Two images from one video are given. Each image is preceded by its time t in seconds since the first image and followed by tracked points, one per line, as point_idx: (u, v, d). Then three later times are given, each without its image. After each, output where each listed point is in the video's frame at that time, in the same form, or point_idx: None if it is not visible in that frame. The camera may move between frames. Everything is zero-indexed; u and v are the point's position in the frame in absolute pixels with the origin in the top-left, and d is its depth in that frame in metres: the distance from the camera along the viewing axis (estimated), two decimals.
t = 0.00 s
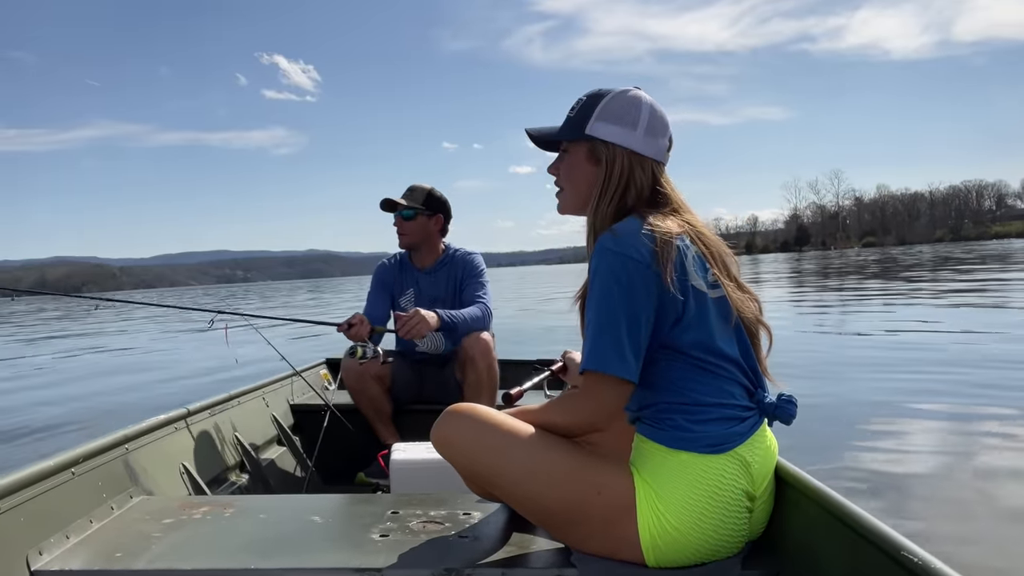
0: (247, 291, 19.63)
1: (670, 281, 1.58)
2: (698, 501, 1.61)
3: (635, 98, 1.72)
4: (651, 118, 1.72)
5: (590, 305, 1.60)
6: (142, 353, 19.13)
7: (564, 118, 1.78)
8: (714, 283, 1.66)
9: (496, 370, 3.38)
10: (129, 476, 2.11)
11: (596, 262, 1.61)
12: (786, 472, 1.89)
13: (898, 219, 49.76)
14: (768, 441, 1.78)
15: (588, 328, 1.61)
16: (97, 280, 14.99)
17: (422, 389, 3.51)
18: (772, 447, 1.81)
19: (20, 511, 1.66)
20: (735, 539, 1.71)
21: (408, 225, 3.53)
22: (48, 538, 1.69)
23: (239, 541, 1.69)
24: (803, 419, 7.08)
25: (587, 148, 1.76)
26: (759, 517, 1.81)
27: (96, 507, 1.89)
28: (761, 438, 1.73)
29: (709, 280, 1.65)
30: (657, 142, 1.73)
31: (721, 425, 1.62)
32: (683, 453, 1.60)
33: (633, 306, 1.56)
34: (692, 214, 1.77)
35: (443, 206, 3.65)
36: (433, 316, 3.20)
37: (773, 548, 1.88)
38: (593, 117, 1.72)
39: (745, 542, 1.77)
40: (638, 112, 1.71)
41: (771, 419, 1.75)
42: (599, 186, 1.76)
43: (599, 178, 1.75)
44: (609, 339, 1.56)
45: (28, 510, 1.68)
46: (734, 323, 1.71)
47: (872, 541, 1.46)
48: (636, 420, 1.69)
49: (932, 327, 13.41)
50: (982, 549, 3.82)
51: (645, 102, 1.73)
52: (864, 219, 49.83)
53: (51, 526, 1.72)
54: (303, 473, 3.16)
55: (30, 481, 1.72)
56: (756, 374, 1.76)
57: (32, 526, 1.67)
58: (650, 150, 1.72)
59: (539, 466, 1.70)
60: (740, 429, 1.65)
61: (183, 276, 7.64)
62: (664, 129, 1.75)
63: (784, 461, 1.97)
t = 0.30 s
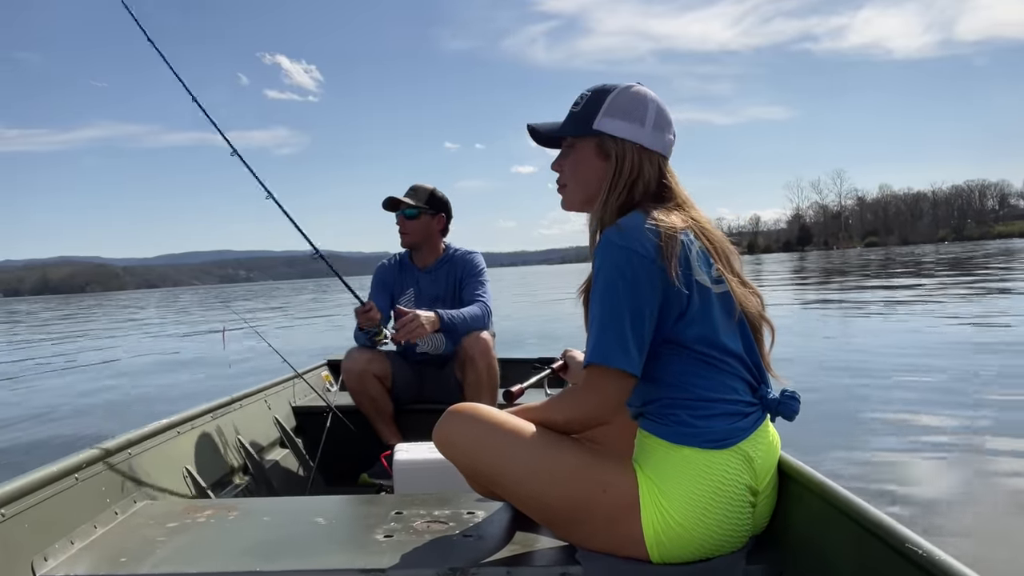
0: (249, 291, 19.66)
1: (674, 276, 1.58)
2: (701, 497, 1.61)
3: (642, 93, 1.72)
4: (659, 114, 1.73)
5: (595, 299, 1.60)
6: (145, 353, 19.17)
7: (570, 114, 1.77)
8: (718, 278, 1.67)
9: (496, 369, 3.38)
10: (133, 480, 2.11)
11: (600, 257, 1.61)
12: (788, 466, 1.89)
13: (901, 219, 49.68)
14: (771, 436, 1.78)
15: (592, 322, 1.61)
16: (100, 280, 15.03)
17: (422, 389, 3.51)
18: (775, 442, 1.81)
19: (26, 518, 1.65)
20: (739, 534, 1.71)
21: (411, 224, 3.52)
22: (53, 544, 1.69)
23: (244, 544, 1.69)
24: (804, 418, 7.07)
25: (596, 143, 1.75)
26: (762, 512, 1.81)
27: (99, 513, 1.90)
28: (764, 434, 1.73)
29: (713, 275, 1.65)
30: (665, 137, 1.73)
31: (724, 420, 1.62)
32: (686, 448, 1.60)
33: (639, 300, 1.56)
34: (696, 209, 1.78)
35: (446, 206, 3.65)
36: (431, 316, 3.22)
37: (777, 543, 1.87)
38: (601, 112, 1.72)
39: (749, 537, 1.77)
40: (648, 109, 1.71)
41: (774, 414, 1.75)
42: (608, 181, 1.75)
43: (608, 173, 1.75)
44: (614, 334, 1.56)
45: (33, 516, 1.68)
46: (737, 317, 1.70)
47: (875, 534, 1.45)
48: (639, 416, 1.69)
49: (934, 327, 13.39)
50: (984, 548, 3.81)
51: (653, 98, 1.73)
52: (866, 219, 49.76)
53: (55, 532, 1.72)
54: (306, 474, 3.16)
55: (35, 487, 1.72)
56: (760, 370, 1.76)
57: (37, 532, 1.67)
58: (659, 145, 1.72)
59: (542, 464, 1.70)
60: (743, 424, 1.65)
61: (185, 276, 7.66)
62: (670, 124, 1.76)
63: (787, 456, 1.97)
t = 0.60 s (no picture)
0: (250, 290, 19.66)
1: (677, 272, 1.59)
2: (700, 493, 1.61)
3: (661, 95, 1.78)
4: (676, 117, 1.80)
5: (597, 295, 1.60)
6: (146, 353, 19.18)
7: (589, 109, 1.74)
8: (719, 273, 1.68)
9: (493, 365, 3.39)
10: (132, 474, 2.12)
11: (602, 253, 1.61)
12: (787, 463, 1.89)
13: (903, 219, 49.62)
14: (770, 432, 1.78)
15: (595, 318, 1.61)
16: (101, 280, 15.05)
17: (420, 385, 3.52)
18: (774, 439, 1.81)
19: (24, 512, 1.66)
20: (737, 530, 1.71)
21: (431, 220, 3.53)
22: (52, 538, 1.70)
23: (243, 539, 1.70)
24: (804, 417, 7.07)
25: (618, 139, 1.75)
26: (761, 508, 1.81)
27: (99, 507, 1.90)
28: (763, 430, 1.73)
29: (714, 271, 1.66)
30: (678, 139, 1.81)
31: (724, 417, 1.62)
32: (685, 444, 1.61)
33: (642, 296, 1.56)
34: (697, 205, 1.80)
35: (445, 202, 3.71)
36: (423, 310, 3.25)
37: (777, 539, 1.87)
38: (624, 108, 1.71)
39: (748, 533, 1.77)
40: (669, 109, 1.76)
41: (773, 410, 1.75)
42: (633, 178, 1.76)
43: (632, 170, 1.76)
44: (616, 329, 1.56)
45: (31, 510, 1.69)
46: (737, 312, 1.71)
47: (874, 531, 1.45)
48: (638, 411, 1.69)
49: (935, 327, 13.37)
50: (982, 547, 3.81)
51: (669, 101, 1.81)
52: (868, 219, 49.71)
53: (54, 526, 1.73)
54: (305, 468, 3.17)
55: (33, 481, 1.73)
56: (759, 365, 1.76)
57: (35, 527, 1.67)
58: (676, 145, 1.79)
59: (541, 460, 1.70)
60: (743, 420, 1.65)
61: (186, 276, 7.68)
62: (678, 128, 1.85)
63: (786, 452, 1.97)
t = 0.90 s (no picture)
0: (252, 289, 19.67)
1: (677, 274, 1.59)
2: (695, 496, 1.62)
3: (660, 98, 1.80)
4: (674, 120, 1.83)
5: (597, 295, 1.60)
6: (148, 352, 19.21)
7: (591, 110, 1.74)
8: (719, 276, 1.68)
9: (490, 364, 3.39)
10: (128, 465, 2.13)
11: (602, 254, 1.61)
12: (783, 467, 1.89)
13: (906, 219, 49.52)
14: (767, 436, 1.78)
15: (595, 318, 1.61)
16: (103, 279, 15.09)
17: (418, 382, 3.52)
18: (771, 443, 1.81)
19: (18, 500, 1.67)
20: (732, 534, 1.71)
21: (443, 216, 3.57)
22: (46, 527, 1.71)
23: (238, 531, 1.70)
24: (803, 417, 7.06)
25: (619, 140, 1.75)
26: (756, 512, 1.81)
27: (94, 497, 1.91)
28: (760, 434, 1.73)
29: (713, 273, 1.66)
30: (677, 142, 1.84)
31: (721, 420, 1.62)
32: (681, 446, 1.61)
33: (643, 297, 1.56)
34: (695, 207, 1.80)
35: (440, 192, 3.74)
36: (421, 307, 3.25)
37: (770, 542, 1.88)
38: (624, 110, 1.72)
39: (742, 537, 1.78)
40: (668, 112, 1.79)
41: (771, 414, 1.75)
42: (634, 180, 1.76)
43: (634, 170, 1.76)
44: (616, 329, 1.56)
45: (26, 499, 1.70)
46: (735, 314, 1.71)
47: (868, 537, 1.46)
48: (635, 413, 1.70)
49: (936, 327, 13.35)
50: (980, 547, 3.81)
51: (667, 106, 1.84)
52: (871, 219, 49.62)
53: (49, 515, 1.74)
54: (301, 463, 3.18)
55: (28, 470, 1.74)
56: (757, 369, 1.76)
57: (31, 515, 1.68)
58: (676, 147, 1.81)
59: (539, 459, 1.71)
60: (739, 424, 1.65)
61: (187, 275, 7.70)
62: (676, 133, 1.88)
63: (783, 456, 1.97)
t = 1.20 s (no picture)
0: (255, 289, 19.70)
1: (679, 277, 1.58)
2: (695, 499, 1.61)
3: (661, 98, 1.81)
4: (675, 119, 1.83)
5: (599, 298, 1.60)
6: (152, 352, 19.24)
7: (593, 112, 1.74)
8: (721, 279, 1.67)
9: (492, 365, 3.39)
10: (128, 466, 2.12)
11: (604, 257, 1.61)
12: (783, 470, 1.89)
13: (908, 218, 49.44)
14: (767, 440, 1.78)
15: (596, 321, 1.61)
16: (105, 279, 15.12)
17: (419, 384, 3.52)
18: (771, 446, 1.80)
19: (19, 500, 1.67)
20: (732, 536, 1.71)
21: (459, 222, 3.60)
22: (46, 527, 1.71)
23: (237, 532, 1.70)
24: (805, 417, 7.05)
25: (621, 142, 1.75)
26: (756, 515, 1.81)
27: (94, 497, 1.91)
28: (761, 437, 1.72)
29: (715, 276, 1.66)
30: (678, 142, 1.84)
31: (722, 423, 1.62)
32: (681, 449, 1.61)
33: (645, 301, 1.56)
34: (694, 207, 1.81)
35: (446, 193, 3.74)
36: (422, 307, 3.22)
37: (771, 546, 1.88)
38: (627, 112, 1.72)
39: (742, 540, 1.77)
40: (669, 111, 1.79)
41: (771, 418, 1.75)
42: (636, 182, 1.76)
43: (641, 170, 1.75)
44: (618, 333, 1.56)
45: (27, 499, 1.70)
46: (737, 317, 1.70)
47: (869, 540, 1.45)
48: (635, 416, 1.69)
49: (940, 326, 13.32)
50: (982, 549, 3.79)
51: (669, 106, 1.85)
52: (873, 218, 49.56)
53: (49, 516, 1.74)
54: (302, 465, 3.18)
55: (28, 470, 1.74)
56: (758, 372, 1.76)
57: (31, 516, 1.68)
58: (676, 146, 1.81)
59: (539, 462, 1.70)
60: (740, 427, 1.65)
61: (189, 276, 7.71)
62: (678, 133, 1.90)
63: (783, 460, 1.96)
